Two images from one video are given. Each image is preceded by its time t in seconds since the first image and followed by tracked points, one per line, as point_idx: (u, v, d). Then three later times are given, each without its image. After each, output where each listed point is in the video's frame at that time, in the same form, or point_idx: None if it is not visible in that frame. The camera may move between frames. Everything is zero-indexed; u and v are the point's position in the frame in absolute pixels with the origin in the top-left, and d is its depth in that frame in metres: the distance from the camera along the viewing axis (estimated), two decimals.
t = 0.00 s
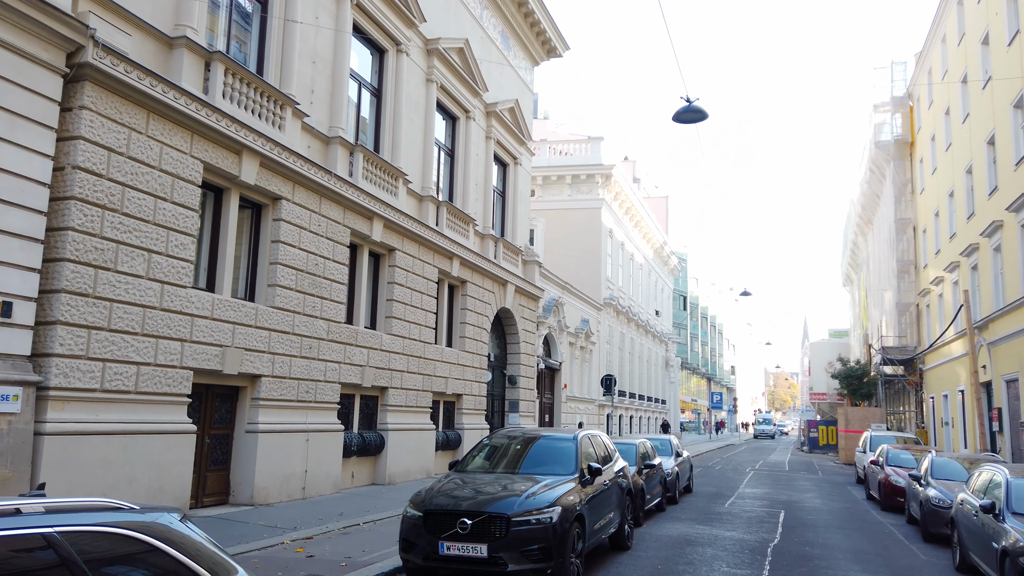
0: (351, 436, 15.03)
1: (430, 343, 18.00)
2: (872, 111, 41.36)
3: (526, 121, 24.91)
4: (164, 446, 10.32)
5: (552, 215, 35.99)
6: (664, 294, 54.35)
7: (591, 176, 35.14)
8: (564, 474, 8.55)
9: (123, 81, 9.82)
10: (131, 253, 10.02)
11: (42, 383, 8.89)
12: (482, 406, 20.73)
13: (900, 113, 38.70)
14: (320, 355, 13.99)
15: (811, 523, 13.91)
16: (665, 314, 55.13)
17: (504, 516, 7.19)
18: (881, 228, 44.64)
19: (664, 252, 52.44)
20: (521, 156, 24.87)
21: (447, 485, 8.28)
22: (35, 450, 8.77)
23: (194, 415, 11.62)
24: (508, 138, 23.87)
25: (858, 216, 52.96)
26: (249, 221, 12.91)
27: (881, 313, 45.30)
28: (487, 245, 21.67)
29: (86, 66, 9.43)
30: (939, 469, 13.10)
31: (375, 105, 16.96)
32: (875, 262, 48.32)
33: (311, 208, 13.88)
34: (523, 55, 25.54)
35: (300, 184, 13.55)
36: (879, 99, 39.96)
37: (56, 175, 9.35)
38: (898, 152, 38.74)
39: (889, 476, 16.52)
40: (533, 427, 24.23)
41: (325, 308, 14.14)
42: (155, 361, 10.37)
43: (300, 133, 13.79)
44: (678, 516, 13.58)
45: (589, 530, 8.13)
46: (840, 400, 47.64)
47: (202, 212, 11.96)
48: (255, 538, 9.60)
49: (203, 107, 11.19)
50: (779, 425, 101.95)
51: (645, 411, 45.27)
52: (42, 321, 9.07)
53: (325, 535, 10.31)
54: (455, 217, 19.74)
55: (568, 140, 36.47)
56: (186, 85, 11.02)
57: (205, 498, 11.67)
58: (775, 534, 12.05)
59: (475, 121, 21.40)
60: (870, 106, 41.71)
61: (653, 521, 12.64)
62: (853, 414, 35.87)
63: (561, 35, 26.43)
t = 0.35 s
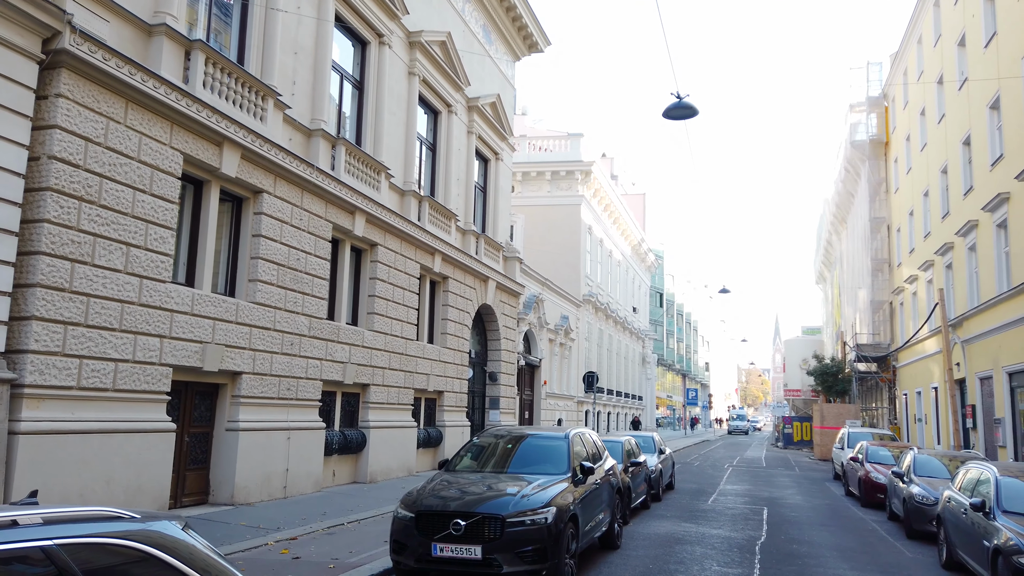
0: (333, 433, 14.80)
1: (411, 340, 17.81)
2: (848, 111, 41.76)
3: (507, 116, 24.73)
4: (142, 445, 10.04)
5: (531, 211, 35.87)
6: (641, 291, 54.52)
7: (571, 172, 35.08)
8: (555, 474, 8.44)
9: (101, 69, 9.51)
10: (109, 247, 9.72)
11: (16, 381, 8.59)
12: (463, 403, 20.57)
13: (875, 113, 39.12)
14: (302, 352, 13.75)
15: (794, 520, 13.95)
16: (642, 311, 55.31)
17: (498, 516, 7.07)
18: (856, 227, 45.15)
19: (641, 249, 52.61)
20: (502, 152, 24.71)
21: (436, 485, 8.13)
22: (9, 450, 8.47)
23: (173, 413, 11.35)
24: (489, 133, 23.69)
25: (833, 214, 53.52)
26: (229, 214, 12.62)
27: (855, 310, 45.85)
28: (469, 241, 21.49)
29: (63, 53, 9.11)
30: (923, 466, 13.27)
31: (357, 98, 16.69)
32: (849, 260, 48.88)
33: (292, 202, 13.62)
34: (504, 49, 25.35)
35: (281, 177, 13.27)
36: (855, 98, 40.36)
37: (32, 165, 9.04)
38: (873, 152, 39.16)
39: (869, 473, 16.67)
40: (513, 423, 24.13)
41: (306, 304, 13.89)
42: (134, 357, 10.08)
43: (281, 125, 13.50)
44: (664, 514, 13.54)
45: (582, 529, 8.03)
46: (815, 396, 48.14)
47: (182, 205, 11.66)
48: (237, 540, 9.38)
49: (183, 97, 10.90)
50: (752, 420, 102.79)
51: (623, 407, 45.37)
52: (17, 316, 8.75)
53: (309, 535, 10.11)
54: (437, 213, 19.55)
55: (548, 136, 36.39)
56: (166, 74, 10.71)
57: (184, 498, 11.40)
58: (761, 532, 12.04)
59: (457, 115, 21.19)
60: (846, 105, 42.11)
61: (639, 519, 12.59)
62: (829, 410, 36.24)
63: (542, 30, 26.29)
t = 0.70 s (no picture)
0: (326, 429, 14.61)
1: (404, 334, 17.65)
2: (838, 106, 41.84)
3: (499, 110, 24.53)
4: (135, 442, 9.84)
5: (522, 206, 35.68)
6: (630, 285, 54.52)
7: (562, 167, 34.93)
8: (558, 471, 8.31)
9: (91, 57, 9.26)
10: (99, 240, 9.48)
11: (5, 377, 8.38)
12: (455, 398, 20.43)
13: (865, 108, 39.21)
14: (295, 347, 13.56)
15: (792, 515, 13.90)
16: (632, 306, 55.32)
17: (502, 516, 6.93)
18: (845, 222, 45.30)
19: (631, 244, 52.56)
20: (494, 145, 24.53)
21: (437, 484, 7.97)
22: None
23: (165, 410, 11.15)
24: (481, 126, 23.48)
25: (821, 209, 53.72)
26: (221, 207, 12.39)
27: (843, 305, 46.03)
28: (461, 235, 21.31)
29: (51, 40, 8.86)
30: (920, 461, 13.27)
31: (349, 90, 16.45)
32: (838, 255, 49.06)
33: (285, 195, 13.40)
34: (496, 42, 25.15)
35: (274, 169, 13.06)
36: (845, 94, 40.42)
37: (20, 156, 8.80)
38: (863, 147, 39.25)
39: (864, 467, 16.68)
40: (506, 419, 23.99)
41: (299, 298, 13.69)
42: (125, 353, 9.86)
43: (273, 116, 13.27)
44: (661, 509, 13.44)
45: (586, 527, 7.91)
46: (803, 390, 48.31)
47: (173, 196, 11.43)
48: (233, 538, 9.20)
49: (175, 87, 10.66)
50: (738, 414, 103.34)
51: (612, 402, 45.36)
52: (4, 311, 8.52)
53: (306, 533, 9.95)
54: (430, 206, 19.36)
55: (538, 130, 36.23)
56: (157, 63, 10.47)
57: (175, 496, 11.21)
58: (760, 527, 11.97)
59: (449, 108, 20.98)
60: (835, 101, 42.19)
61: (638, 515, 12.48)
62: (818, 404, 36.62)
63: (534, 23, 26.09)
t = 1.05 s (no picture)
0: (318, 426, 14.40)
1: (396, 329, 17.45)
2: (828, 100, 41.86)
3: (491, 102, 24.30)
4: (124, 439, 9.61)
5: (512, 199, 35.48)
6: (620, 280, 54.44)
7: (553, 160, 34.75)
8: (559, 470, 8.16)
9: (77, 44, 8.98)
10: (87, 232, 9.22)
11: None
12: (447, 394, 20.25)
13: (855, 103, 39.23)
14: (287, 342, 13.34)
15: (788, 510, 13.83)
16: (621, 299, 55.25)
17: (505, 516, 6.77)
18: (834, 216, 45.41)
19: (621, 238, 52.47)
20: (486, 138, 24.30)
21: (436, 482, 7.80)
22: None
23: (154, 406, 10.91)
24: (473, 119, 23.25)
25: (810, 204, 53.85)
26: (211, 199, 12.14)
27: (832, 299, 46.16)
28: (453, 229, 21.10)
29: (36, 26, 8.57)
30: (917, 457, 13.24)
31: (341, 80, 16.19)
32: (827, 250, 49.22)
33: (277, 187, 13.16)
34: (488, 33, 24.91)
35: (265, 160, 12.80)
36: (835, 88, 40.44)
37: (4, 145, 8.52)
38: (853, 142, 39.30)
39: (858, 462, 16.66)
40: (497, 414, 23.83)
41: (290, 292, 13.44)
42: (114, 348, 9.61)
43: (264, 107, 13.00)
44: (658, 505, 13.34)
45: (589, 526, 7.77)
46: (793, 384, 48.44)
47: (162, 188, 11.16)
48: (226, 538, 9.00)
49: (164, 76, 10.39)
50: (726, 408, 103.69)
51: (602, 396, 45.28)
52: None
53: (300, 533, 9.76)
54: (422, 199, 19.14)
55: (529, 122, 36.02)
56: (146, 51, 10.19)
57: (165, 494, 10.98)
58: (759, 524, 11.86)
59: (441, 100, 20.74)
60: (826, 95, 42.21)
61: (635, 511, 12.37)
62: (808, 399, 36.40)
63: (526, 15, 25.87)
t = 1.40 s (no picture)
0: (298, 426, 14.15)
1: (378, 328, 17.23)
2: (806, 101, 42.18)
3: (472, 99, 24.12)
4: (101, 441, 9.33)
5: (492, 197, 35.30)
6: (598, 278, 54.48)
7: (533, 158, 34.64)
8: (550, 472, 8.04)
9: (52, 33, 8.68)
10: (62, 228, 8.94)
11: None
12: (428, 393, 20.07)
13: (832, 104, 39.55)
14: (267, 341, 13.08)
15: (772, 510, 13.84)
16: (600, 298, 55.32)
17: (498, 519, 6.63)
18: (811, 216, 45.82)
19: (600, 237, 52.50)
20: (467, 135, 24.12)
21: (425, 486, 7.64)
22: None
23: (131, 407, 10.61)
24: (455, 116, 23.05)
25: (786, 204, 54.30)
26: (190, 194, 11.85)
27: (808, 299, 46.55)
28: (434, 227, 20.90)
29: (10, 14, 8.27)
30: (900, 456, 13.29)
31: (322, 75, 15.92)
32: (803, 249, 49.65)
33: (257, 183, 12.89)
34: (470, 30, 24.71)
35: (246, 156, 12.54)
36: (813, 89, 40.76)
37: None
38: (830, 142, 39.63)
39: (840, 461, 16.73)
40: (478, 413, 23.68)
41: (271, 291, 13.18)
42: (89, 348, 9.32)
43: (245, 101, 12.72)
44: (643, 505, 13.28)
45: (580, 529, 7.67)
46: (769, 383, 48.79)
47: (139, 183, 10.87)
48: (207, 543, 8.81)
49: (142, 67, 10.11)
50: (702, 406, 104.33)
51: (581, 395, 45.25)
52: None
53: (283, 537, 9.57)
54: (404, 197, 18.93)
55: (509, 120, 35.87)
56: (123, 42, 9.90)
57: (142, 498, 10.70)
58: (744, 524, 11.84)
59: (423, 96, 20.52)
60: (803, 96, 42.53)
61: (621, 512, 12.29)
62: (785, 397, 36.64)
63: (508, 12, 25.71)
